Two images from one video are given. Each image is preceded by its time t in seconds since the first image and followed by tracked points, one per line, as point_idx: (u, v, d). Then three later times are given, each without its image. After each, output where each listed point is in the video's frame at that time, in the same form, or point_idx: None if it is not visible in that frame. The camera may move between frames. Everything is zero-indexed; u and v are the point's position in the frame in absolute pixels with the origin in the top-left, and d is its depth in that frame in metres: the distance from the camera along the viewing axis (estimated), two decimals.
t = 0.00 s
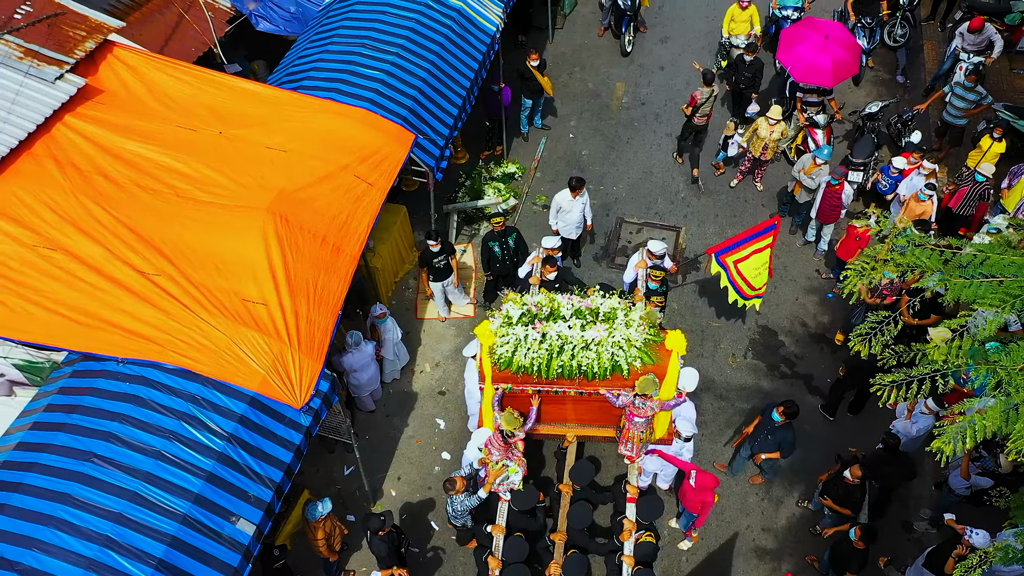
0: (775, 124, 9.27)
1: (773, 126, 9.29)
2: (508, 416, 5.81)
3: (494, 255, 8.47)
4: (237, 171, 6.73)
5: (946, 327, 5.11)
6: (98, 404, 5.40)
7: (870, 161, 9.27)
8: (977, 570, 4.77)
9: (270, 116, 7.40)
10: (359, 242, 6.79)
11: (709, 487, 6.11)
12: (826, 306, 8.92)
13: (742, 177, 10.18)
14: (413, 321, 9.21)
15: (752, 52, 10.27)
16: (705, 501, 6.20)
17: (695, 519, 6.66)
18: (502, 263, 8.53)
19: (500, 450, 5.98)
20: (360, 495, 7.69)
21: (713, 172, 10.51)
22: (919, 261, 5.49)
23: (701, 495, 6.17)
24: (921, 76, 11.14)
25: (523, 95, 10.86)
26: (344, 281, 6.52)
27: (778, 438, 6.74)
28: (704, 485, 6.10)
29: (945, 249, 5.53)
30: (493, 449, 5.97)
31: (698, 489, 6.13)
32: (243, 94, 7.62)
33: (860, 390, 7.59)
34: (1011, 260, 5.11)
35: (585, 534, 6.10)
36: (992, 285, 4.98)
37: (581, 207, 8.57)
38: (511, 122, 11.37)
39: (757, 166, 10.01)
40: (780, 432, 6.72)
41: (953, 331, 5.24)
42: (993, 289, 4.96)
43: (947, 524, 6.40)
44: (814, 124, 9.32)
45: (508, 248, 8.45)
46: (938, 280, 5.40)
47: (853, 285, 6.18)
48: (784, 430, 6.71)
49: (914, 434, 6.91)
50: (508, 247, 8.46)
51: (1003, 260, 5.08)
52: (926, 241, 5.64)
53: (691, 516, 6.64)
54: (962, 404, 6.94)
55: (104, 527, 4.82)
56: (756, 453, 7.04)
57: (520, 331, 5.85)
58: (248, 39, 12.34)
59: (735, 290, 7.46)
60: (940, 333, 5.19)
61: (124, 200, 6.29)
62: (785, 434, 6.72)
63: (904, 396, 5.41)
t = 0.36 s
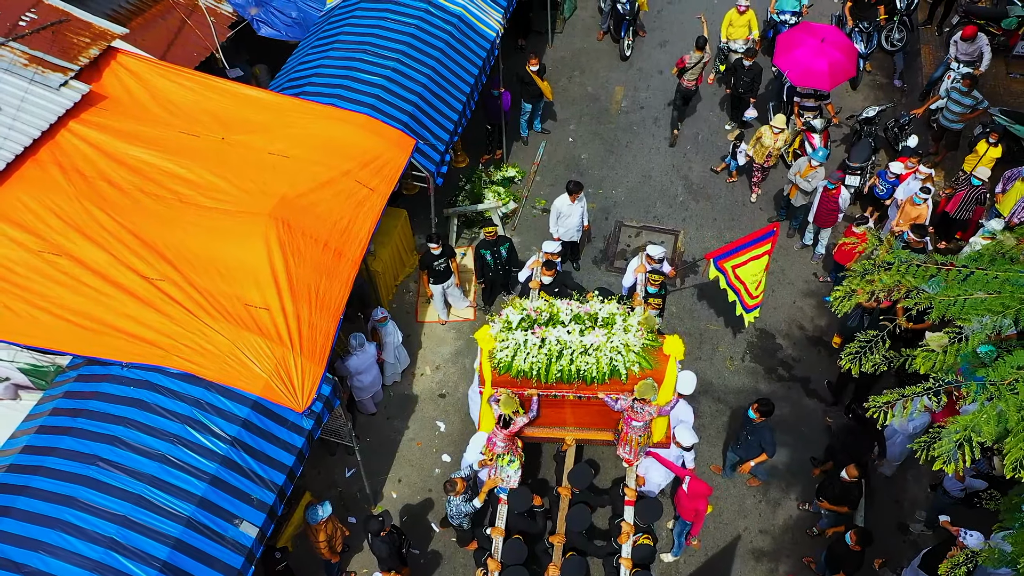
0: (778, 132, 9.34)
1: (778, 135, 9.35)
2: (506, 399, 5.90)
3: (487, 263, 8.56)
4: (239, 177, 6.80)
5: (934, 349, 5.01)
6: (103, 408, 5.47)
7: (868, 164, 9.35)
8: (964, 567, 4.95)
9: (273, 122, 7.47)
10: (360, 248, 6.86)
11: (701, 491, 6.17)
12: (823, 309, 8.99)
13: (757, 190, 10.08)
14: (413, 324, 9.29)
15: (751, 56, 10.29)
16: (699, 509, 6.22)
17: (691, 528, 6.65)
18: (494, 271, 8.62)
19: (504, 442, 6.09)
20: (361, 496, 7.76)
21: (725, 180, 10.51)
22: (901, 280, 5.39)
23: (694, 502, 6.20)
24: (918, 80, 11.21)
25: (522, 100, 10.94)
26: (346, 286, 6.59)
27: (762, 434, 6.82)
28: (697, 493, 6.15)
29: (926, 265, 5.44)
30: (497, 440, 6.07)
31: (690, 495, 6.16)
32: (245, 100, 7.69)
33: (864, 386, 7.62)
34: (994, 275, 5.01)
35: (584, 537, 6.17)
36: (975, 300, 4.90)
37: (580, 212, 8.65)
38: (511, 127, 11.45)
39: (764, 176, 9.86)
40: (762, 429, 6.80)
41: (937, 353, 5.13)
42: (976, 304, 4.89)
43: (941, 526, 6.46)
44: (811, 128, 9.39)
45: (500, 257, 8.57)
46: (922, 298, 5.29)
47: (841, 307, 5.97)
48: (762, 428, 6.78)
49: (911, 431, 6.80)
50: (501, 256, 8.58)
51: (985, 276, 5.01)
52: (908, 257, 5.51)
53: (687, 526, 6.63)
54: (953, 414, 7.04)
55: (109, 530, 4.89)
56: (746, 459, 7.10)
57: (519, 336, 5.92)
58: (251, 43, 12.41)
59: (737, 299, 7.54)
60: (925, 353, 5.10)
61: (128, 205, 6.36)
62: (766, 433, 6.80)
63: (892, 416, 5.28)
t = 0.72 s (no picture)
0: (781, 140, 9.35)
1: (780, 142, 9.37)
2: (506, 392, 5.89)
3: (481, 268, 8.70)
4: (240, 182, 6.87)
5: (918, 355, 4.93)
6: (106, 411, 5.54)
7: (865, 168, 9.43)
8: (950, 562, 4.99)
9: (274, 127, 7.54)
10: (361, 252, 6.93)
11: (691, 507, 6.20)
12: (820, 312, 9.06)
13: (754, 197, 10.10)
14: (413, 327, 9.36)
15: (748, 61, 10.37)
16: (688, 526, 6.29)
17: (683, 541, 6.70)
18: (489, 276, 8.75)
19: (505, 438, 6.24)
20: (361, 498, 7.83)
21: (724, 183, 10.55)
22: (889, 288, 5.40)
23: (685, 516, 6.24)
24: (915, 83, 11.27)
25: (522, 103, 11.01)
26: (346, 290, 6.66)
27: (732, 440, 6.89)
28: (687, 508, 6.19)
29: (918, 274, 5.42)
30: (498, 435, 6.21)
31: (681, 510, 6.20)
32: (246, 105, 7.76)
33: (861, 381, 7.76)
34: (980, 282, 4.94)
35: (582, 538, 6.23)
36: (961, 307, 4.82)
37: (579, 215, 8.73)
38: (510, 130, 11.52)
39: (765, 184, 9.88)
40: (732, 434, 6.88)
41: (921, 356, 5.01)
42: (960, 311, 4.81)
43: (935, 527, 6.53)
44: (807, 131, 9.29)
45: (494, 262, 8.66)
46: (910, 305, 5.27)
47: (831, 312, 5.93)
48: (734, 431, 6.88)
49: (906, 434, 6.84)
50: (495, 262, 8.68)
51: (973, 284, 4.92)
52: (898, 266, 5.54)
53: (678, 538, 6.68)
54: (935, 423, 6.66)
55: (113, 531, 4.96)
56: (729, 459, 7.20)
57: (518, 340, 6.01)
58: (252, 47, 12.50)
59: (733, 305, 7.62)
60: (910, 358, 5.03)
61: (130, 210, 6.43)
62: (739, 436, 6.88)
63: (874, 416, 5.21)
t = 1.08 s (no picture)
0: (787, 146, 9.38)
1: (786, 148, 9.42)
2: (503, 397, 5.97)
3: (479, 273, 8.82)
4: (242, 188, 6.95)
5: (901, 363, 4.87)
6: (111, 415, 5.62)
7: (862, 172, 9.51)
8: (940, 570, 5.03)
9: (276, 134, 7.62)
10: (362, 258, 7.01)
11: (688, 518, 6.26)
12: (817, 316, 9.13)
13: (754, 200, 10.20)
14: (413, 330, 9.45)
15: (745, 66, 10.48)
16: (685, 536, 6.33)
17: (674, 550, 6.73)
18: (486, 281, 8.88)
19: (509, 441, 6.32)
20: (362, 501, 7.92)
21: (724, 189, 10.63)
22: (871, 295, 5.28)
23: (682, 528, 6.28)
24: (912, 88, 11.34)
25: (521, 108, 11.10)
26: (347, 296, 6.74)
27: (715, 464, 7.05)
28: (684, 520, 6.24)
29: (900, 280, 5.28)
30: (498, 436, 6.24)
31: (677, 522, 6.25)
32: (249, 112, 7.85)
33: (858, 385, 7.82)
34: (963, 294, 4.82)
35: (580, 542, 6.27)
36: (943, 319, 4.76)
37: (579, 221, 8.79)
38: (510, 135, 11.62)
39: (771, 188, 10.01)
40: (712, 456, 7.05)
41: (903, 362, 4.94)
42: (943, 322, 4.75)
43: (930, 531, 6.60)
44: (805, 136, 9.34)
45: (492, 268, 8.79)
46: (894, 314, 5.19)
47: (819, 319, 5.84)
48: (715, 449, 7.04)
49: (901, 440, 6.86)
50: (492, 268, 8.80)
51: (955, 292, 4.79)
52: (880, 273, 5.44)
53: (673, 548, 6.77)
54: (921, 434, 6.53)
55: (118, 535, 5.04)
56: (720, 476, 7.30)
57: (518, 345, 6.06)
58: (254, 52, 12.60)
59: (730, 310, 7.70)
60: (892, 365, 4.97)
61: (134, 216, 6.51)
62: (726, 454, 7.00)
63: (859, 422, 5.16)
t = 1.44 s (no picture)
0: (786, 150, 9.53)
1: (784, 153, 9.56)
2: (495, 398, 6.10)
3: (477, 280, 8.95)
4: (245, 196, 7.04)
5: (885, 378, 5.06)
6: (117, 421, 5.71)
7: (859, 179, 9.60)
8: None
9: (278, 142, 7.71)
10: (363, 264, 7.10)
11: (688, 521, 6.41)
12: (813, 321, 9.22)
13: (758, 199, 10.41)
14: (414, 335, 9.55)
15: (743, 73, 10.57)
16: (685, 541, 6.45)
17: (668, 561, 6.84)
18: (485, 288, 9.01)
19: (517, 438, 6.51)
20: (363, 505, 8.01)
21: (725, 199, 10.67)
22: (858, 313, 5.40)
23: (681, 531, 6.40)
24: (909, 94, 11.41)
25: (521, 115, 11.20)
26: (349, 303, 6.83)
27: (707, 477, 7.22)
28: (684, 523, 6.37)
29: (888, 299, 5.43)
30: (506, 434, 6.40)
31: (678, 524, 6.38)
32: (252, 120, 7.94)
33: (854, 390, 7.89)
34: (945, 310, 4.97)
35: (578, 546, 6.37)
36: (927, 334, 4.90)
37: (580, 227, 8.87)
38: (510, 140, 11.72)
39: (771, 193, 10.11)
40: (704, 470, 7.22)
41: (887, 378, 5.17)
42: (926, 337, 4.94)
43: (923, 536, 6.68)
44: (802, 143, 9.43)
45: (490, 275, 8.91)
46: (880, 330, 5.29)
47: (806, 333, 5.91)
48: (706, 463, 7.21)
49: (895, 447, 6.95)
50: (491, 275, 8.93)
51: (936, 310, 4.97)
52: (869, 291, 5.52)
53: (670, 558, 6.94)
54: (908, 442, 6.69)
55: (123, 540, 5.13)
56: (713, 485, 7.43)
57: (517, 352, 6.16)
58: (256, 58, 12.71)
59: (727, 319, 7.84)
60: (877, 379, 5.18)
61: (139, 224, 6.61)
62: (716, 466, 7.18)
63: (844, 433, 5.27)
